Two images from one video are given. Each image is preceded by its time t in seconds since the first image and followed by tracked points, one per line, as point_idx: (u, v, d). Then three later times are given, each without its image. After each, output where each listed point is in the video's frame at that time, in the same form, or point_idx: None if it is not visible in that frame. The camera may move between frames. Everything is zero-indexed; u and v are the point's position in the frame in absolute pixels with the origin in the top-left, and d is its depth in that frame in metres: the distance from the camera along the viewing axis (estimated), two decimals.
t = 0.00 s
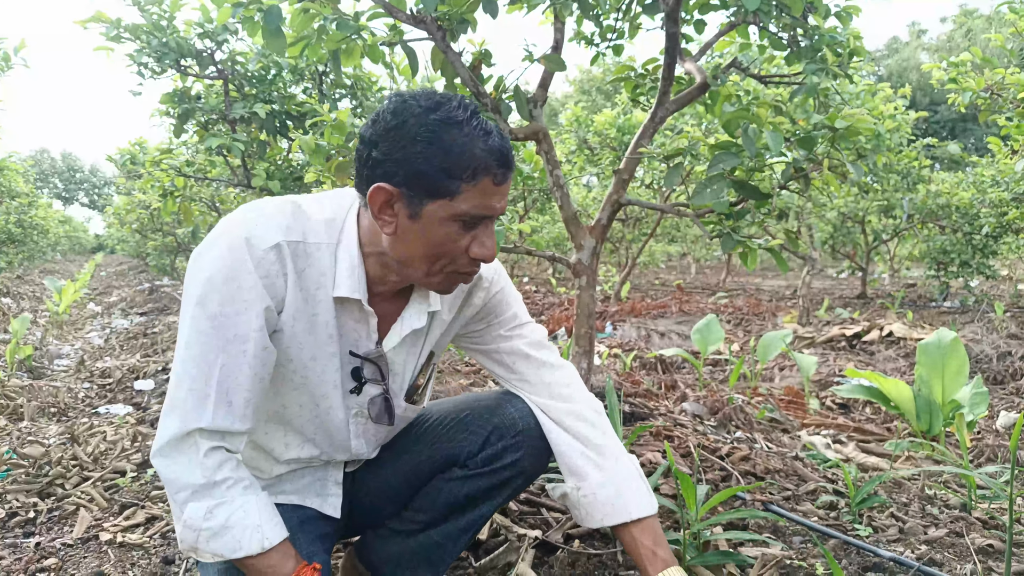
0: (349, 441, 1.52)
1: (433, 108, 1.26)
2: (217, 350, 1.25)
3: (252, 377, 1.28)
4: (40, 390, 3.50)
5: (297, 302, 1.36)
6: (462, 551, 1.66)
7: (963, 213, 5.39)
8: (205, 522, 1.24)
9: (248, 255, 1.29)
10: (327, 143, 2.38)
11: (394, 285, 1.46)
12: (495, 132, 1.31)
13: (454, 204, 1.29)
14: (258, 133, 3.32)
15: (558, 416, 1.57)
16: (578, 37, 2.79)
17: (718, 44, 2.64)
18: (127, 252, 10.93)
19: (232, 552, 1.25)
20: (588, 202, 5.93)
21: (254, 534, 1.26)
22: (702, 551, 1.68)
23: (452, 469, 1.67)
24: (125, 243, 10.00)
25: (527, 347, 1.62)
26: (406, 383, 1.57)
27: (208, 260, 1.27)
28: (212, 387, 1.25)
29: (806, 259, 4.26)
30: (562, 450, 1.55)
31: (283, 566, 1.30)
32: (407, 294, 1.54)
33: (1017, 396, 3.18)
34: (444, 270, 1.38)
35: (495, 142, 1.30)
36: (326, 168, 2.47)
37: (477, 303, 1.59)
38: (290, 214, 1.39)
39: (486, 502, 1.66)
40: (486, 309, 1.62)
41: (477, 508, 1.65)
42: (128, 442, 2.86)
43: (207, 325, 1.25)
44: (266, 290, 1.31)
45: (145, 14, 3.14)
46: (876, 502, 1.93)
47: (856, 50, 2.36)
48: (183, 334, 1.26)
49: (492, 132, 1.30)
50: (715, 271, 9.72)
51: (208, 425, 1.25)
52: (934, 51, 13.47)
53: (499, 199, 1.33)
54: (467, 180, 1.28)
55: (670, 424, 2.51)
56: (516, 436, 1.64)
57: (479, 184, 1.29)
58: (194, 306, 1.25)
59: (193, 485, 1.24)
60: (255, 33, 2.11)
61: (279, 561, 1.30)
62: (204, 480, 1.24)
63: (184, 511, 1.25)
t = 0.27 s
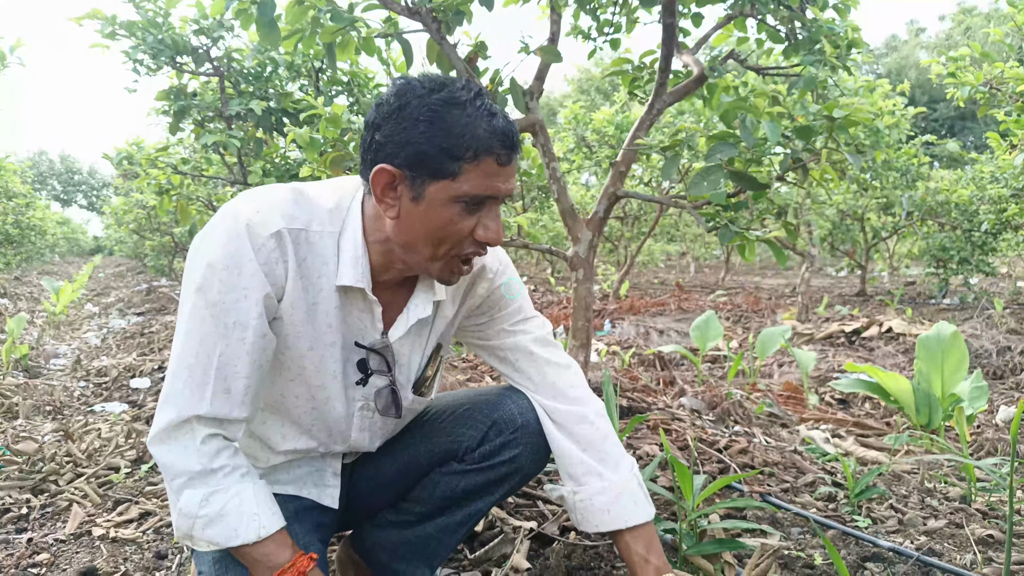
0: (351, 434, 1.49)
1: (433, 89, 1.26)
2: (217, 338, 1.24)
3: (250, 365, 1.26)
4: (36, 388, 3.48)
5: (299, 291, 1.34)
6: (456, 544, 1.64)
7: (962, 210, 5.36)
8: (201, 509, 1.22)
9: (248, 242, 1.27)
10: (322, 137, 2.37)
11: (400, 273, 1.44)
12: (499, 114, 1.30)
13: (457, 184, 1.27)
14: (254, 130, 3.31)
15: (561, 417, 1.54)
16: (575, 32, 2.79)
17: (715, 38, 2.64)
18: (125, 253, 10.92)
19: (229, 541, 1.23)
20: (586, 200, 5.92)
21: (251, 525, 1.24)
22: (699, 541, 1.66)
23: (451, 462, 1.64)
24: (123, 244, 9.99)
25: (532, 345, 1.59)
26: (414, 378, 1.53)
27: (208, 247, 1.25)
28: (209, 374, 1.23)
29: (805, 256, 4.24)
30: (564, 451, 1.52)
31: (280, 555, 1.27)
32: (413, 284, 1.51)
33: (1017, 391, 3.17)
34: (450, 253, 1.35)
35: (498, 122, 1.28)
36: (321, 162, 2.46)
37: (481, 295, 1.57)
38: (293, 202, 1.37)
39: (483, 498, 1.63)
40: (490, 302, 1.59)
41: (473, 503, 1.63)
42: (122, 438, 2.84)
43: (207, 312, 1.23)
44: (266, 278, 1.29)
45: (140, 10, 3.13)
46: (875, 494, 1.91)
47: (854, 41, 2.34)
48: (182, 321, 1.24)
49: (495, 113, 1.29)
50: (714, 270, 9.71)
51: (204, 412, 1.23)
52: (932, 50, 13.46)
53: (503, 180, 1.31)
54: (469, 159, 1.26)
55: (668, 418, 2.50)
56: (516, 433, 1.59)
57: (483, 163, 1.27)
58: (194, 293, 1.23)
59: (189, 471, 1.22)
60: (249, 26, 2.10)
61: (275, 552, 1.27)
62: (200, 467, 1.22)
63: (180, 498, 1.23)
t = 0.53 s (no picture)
0: (317, 401, 1.50)
1: (366, 31, 1.33)
2: (171, 308, 1.24)
3: (209, 332, 1.27)
4: (14, 383, 3.44)
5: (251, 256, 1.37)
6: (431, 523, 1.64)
7: (943, 207, 5.43)
8: (170, 488, 1.20)
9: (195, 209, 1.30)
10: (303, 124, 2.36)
11: (352, 228, 1.49)
12: (430, 49, 1.38)
13: (406, 117, 1.33)
14: (236, 122, 3.29)
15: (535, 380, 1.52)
16: (559, 23, 2.80)
17: (698, 29, 2.65)
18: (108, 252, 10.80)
19: (198, 520, 1.20)
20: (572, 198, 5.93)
21: (221, 500, 1.21)
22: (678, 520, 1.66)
23: (426, 437, 1.67)
24: (104, 242, 9.87)
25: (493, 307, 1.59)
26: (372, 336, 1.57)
27: (159, 221, 1.27)
28: (171, 346, 1.23)
29: (788, 250, 4.27)
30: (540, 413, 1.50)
31: (251, 533, 1.24)
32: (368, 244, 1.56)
33: (995, 381, 3.21)
34: (408, 191, 1.40)
35: (431, 57, 1.36)
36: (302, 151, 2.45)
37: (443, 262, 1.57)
38: (237, 170, 1.40)
39: (457, 473, 1.64)
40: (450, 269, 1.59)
41: (448, 478, 1.64)
42: (102, 431, 2.81)
43: (162, 283, 1.24)
44: (217, 244, 1.32)
45: (121, 1, 3.10)
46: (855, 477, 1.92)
47: (835, 31, 2.37)
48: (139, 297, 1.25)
49: (427, 48, 1.37)
50: (699, 268, 9.76)
51: (169, 386, 1.22)
52: (913, 51, 13.63)
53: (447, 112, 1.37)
54: (413, 92, 1.33)
55: (650, 406, 2.51)
56: (487, 403, 1.62)
57: (425, 94, 1.34)
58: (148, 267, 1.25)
59: (156, 449, 1.20)
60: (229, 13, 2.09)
61: (245, 530, 1.24)
62: (167, 444, 1.21)
63: (149, 479, 1.21)
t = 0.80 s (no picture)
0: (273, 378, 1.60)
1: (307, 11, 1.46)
2: (123, 296, 1.25)
3: (157, 321, 1.28)
4: None
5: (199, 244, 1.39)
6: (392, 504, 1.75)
7: (909, 205, 5.53)
8: (114, 480, 1.21)
9: (142, 197, 1.32)
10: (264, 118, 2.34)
11: (302, 204, 1.62)
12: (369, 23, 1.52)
13: (354, 86, 1.48)
14: (202, 118, 3.25)
15: (503, 311, 1.76)
16: (525, 19, 2.80)
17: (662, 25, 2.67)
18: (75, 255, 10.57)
19: (144, 511, 1.21)
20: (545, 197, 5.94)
21: (166, 491, 1.23)
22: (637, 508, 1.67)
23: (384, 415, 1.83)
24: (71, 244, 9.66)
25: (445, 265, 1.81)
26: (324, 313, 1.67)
27: (102, 210, 1.28)
28: (116, 337, 1.23)
29: (757, 246, 4.32)
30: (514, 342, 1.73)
31: (199, 522, 1.26)
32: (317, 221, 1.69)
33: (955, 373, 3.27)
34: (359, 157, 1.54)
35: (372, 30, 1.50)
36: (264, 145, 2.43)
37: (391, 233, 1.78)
38: (181, 157, 1.44)
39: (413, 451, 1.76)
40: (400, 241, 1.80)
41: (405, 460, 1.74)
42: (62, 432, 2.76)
43: (108, 274, 1.24)
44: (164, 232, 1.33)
45: None
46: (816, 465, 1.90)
47: (796, 26, 2.39)
48: (82, 289, 1.25)
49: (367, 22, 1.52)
50: (673, 268, 9.83)
51: (113, 377, 1.22)
52: (882, 53, 13.87)
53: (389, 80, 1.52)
54: (358, 63, 1.47)
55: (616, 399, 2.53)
56: (442, 374, 1.81)
57: (370, 64, 1.49)
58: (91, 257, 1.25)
59: (99, 442, 1.20)
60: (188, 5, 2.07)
61: (192, 520, 1.26)
62: (110, 436, 1.21)
63: (93, 473, 1.21)
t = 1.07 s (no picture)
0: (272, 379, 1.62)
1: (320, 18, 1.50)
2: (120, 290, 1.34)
3: (143, 317, 1.36)
4: None
5: (198, 244, 1.48)
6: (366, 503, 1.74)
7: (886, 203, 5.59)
8: (90, 468, 1.30)
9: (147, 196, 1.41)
10: (236, 114, 2.32)
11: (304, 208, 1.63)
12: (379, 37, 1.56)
13: (363, 94, 1.51)
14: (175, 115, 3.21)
15: (520, 277, 1.79)
16: (501, 16, 2.80)
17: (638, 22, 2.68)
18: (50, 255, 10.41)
19: (116, 502, 1.32)
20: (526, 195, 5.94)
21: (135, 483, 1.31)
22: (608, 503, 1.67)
23: (357, 411, 1.77)
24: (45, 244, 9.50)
25: (449, 248, 1.82)
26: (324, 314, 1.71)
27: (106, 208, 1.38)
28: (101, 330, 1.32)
29: (735, 244, 4.34)
30: (533, 307, 1.77)
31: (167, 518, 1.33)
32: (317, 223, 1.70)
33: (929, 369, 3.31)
34: (363, 165, 1.56)
35: (383, 43, 1.55)
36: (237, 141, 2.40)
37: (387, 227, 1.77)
38: (188, 156, 1.50)
39: (389, 447, 1.77)
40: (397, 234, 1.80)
41: (382, 455, 1.76)
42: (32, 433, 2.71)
43: (101, 269, 1.33)
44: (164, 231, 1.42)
45: None
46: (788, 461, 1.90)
47: (770, 24, 2.41)
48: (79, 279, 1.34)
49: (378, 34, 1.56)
50: (655, 266, 9.86)
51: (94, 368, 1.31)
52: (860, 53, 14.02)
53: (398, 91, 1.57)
54: (367, 73, 1.51)
55: (592, 396, 2.53)
56: (421, 368, 1.76)
57: (380, 74, 1.52)
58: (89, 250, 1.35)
59: (78, 429, 1.29)
60: None
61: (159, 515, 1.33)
62: (89, 424, 1.30)
63: (70, 457, 1.30)
